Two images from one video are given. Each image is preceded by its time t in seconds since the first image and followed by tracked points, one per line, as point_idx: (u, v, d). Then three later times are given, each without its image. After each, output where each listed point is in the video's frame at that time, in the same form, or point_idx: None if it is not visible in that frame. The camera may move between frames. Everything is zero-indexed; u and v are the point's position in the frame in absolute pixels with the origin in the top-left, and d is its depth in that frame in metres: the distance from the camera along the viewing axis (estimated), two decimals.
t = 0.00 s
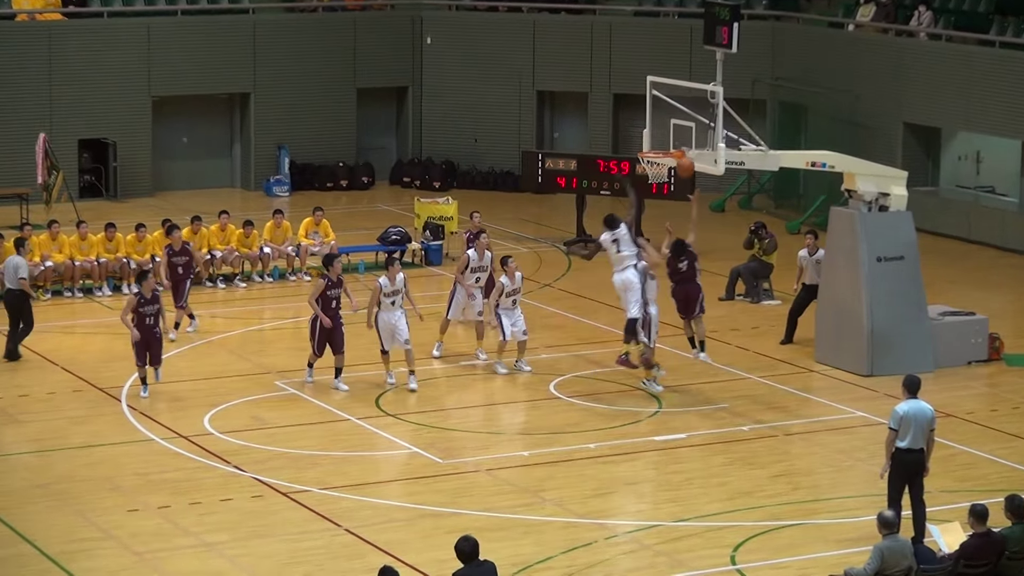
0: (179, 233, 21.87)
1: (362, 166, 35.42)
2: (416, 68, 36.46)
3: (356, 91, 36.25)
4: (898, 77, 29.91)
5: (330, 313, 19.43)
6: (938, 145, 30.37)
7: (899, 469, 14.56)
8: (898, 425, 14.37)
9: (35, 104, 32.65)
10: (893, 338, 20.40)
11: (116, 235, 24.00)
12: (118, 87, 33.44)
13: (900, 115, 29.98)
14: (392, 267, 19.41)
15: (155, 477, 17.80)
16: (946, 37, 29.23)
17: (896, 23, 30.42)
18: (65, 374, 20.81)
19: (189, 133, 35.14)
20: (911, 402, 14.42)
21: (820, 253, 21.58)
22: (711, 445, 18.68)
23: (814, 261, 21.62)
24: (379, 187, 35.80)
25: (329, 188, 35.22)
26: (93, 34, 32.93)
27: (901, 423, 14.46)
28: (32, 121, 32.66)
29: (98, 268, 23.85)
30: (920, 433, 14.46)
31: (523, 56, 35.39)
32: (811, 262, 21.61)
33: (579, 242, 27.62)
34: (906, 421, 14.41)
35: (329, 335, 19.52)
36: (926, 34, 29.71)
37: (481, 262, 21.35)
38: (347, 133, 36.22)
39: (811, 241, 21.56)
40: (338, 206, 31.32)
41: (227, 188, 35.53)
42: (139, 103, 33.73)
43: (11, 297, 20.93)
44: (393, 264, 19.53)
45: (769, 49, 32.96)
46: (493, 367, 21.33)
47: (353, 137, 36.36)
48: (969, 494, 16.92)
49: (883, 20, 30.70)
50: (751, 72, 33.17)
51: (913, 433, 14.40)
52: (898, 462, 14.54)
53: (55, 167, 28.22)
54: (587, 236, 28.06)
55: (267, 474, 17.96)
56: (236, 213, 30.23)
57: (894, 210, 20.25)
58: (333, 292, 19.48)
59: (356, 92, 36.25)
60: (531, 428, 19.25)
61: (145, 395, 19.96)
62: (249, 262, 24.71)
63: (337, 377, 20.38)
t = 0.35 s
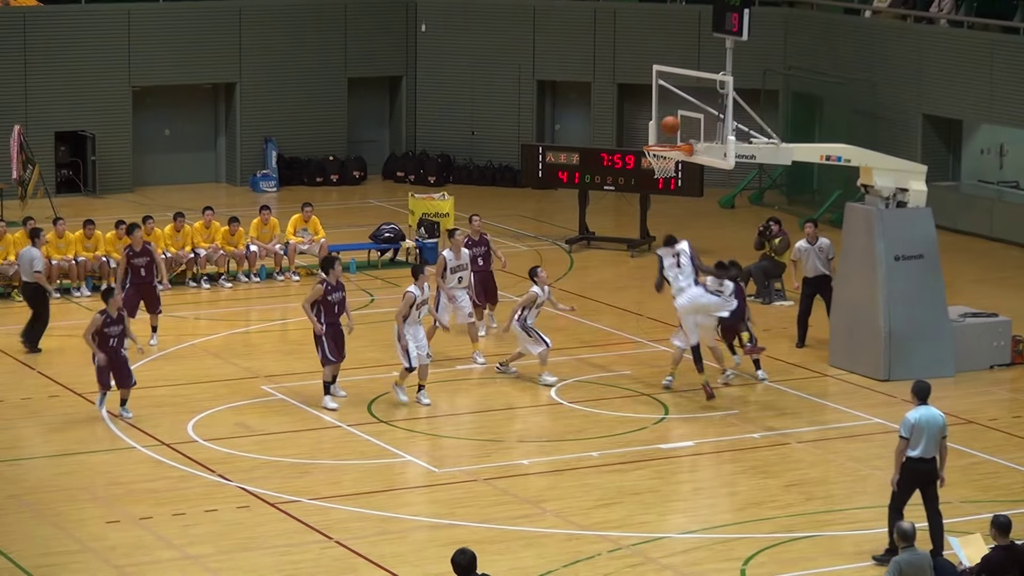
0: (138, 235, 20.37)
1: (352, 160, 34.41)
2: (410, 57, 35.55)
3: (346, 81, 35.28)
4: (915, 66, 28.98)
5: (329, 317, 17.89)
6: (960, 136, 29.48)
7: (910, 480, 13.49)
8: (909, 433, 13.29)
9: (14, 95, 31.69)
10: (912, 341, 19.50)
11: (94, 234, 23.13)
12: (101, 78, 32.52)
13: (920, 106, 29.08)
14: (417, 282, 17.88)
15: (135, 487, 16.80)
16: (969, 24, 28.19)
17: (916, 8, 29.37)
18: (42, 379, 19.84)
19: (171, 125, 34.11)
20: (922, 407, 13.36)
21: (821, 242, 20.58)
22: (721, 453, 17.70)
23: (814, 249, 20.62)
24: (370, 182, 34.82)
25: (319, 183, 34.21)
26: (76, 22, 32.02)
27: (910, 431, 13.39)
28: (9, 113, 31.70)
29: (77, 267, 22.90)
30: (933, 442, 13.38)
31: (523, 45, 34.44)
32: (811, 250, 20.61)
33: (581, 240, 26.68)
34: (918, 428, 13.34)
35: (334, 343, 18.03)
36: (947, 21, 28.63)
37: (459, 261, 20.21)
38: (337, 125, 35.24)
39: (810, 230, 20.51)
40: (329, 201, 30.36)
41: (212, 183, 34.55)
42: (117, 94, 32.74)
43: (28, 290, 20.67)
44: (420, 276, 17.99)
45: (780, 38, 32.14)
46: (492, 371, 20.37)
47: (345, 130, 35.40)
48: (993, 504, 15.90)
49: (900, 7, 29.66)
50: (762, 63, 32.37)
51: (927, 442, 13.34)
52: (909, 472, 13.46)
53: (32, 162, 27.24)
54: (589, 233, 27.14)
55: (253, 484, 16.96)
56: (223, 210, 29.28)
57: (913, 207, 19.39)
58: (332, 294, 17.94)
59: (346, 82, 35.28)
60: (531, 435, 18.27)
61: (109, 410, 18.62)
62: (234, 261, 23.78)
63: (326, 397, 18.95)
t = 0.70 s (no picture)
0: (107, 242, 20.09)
1: (353, 160, 34.43)
2: (411, 56, 35.55)
3: (346, 81, 35.27)
4: (916, 67, 29.00)
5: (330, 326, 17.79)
6: (960, 137, 29.45)
7: (886, 487, 13.51)
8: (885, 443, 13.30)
9: (13, 95, 31.68)
10: (912, 342, 19.51)
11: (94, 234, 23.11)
12: (101, 78, 32.51)
13: (920, 106, 29.08)
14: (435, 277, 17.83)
15: (135, 487, 16.80)
16: (969, 24, 28.18)
17: (916, 8, 29.42)
18: (42, 379, 19.83)
19: (171, 126, 34.11)
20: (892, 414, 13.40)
21: (816, 241, 20.61)
22: (720, 454, 17.69)
23: (808, 248, 20.66)
24: (370, 182, 34.81)
25: (319, 182, 34.20)
26: (75, 21, 32.01)
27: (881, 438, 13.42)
28: (8, 113, 31.69)
29: (76, 267, 22.86)
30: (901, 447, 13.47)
31: (523, 44, 34.43)
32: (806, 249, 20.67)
33: (582, 240, 26.69)
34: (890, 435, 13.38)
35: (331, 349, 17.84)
36: (947, 21, 28.64)
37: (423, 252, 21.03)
38: (338, 125, 35.24)
39: (805, 229, 20.55)
40: (329, 201, 30.35)
41: (212, 183, 34.55)
42: (119, 94, 32.75)
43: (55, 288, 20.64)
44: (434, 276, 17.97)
45: (781, 37, 32.14)
46: (492, 370, 20.38)
47: (345, 129, 35.39)
48: (992, 504, 15.89)
49: (900, 7, 29.69)
50: (762, 63, 32.35)
51: (903, 446, 13.39)
52: (885, 479, 13.48)
53: (32, 161, 27.22)
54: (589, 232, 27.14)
55: (253, 484, 16.95)
56: (222, 210, 29.29)
57: (914, 206, 19.40)
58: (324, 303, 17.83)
59: (346, 82, 35.27)
60: (531, 435, 18.26)
61: (93, 431, 18.13)
62: (234, 261, 23.77)
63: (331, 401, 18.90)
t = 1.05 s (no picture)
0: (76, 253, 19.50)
1: (353, 160, 34.42)
2: (412, 56, 35.54)
3: (347, 81, 35.26)
4: (916, 67, 29.01)
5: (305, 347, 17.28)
6: (961, 136, 29.41)
7: (857, 484, 13.88)
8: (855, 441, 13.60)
9: (14, 95, 31.69)
10: (911, 342, 19.52)
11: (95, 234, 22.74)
12: (101, 78, 32.51)
13: (920, 106, 29.11)
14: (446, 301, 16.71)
15: (136, 487, 16.80)
16: (970, 24, 28.16)
17: (916, 8, 29.40)
18: (42, 379, 19.81)
19: (172, 126, 34.10)
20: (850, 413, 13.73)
21: (811, 233, 21.62)
22: (721, 454, 17.69)
23: (802, 239, 21.70)
24: (371, 182, 34.80)
25: (320, 182, 34.20)
26: (76, 21, 32.01)
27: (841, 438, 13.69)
28: (9, 112, 31.69)
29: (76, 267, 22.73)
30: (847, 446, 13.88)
31: (523, 44, 34.43)
32: (800, 240, 21.67)
33: (582, 240, 26.69)
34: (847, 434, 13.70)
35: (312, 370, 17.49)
36: (948, 21, 28.60)
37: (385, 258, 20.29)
38: (338, 125, 35.25)
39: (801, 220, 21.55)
40: (330, 202, 30.35)
41: (213, 183, 34.56)
42: (120, 94, 32.75)
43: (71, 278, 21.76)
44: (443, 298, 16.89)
45: (782, 36, 32.14)
46: (493, 370, 20.38)
47: (345, 129, 35.39)
48: (992, 505, 15.89)
49: (901, 7, 29.65)
50: (763, 63, 32.34)
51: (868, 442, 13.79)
52: (855, 477, 13.86)
53: (33, 161, 27.23)
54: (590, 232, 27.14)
55: (254, 484, 16.96)
56: (222, 210, 29.31)
57: (914, 206, 19.43)
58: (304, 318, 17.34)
59: (347, 82, 35.27)
60: (532, 435, 18.26)
61: (57, 451, 17.56)
62: (234, 261, 23.76)
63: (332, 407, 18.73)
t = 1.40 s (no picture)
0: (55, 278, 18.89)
1: (355, 160, 34.41)
2: (413, 57, 35.55)
3: (348, 81, 35.27)
4: (917, 67, 29.05)
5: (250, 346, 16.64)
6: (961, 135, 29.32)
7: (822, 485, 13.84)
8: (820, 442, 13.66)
9: (15, 96, 31.69)
10: (912, 341, 19.53)
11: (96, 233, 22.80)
12: (102, 79, 32.51)
13: (921, 106, 29.16)
14: (431, 301, 16.16)
15: (137, 487, 16.80)
16: (970, 24, 28.17)
17: (917, 9, 29.45)
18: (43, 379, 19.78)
19: (172, 126, 34.11)
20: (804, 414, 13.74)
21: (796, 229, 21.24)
22: (722, 454, 17.69)
23: (789, 236, 21.34)
24: (372, 182, 34.78)
25: (321, 182, 34.19)
26: (77, 21, 32.02)
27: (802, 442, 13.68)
28: (10, 112, 31.68)
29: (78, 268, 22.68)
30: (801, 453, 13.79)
31: (524, 44, 34.43)
32: (788, 238, 21.33)
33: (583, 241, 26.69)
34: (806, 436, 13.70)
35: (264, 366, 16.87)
36: (949, 20, 28.63)
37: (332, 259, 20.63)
38: (339, 125, 35.25)
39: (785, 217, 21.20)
40: (331, 202, 30.34)
41: (213, 183, 34.57)
42: (121, 94, 32.75)
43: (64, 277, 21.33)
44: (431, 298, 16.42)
45: (782, 37, 32.14)
46: (494, 370, 20.38)
47: (346, 129, 35.39)
48: (993, 505, 15.88)
49: (902, 7, 29.71)
50: (763, 63, 32.33)
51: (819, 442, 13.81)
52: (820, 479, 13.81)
53: (33, 160, 27.21)
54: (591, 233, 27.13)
55: (256, 484, 16.95)
56: (224, 210, 29.29)
57: (915, 206, 19.41)
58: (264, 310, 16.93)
59: (348, 82, 35.28)
60: (533, 435, 18.25)
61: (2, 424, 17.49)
62: (235, 261, 23.74)
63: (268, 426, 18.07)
